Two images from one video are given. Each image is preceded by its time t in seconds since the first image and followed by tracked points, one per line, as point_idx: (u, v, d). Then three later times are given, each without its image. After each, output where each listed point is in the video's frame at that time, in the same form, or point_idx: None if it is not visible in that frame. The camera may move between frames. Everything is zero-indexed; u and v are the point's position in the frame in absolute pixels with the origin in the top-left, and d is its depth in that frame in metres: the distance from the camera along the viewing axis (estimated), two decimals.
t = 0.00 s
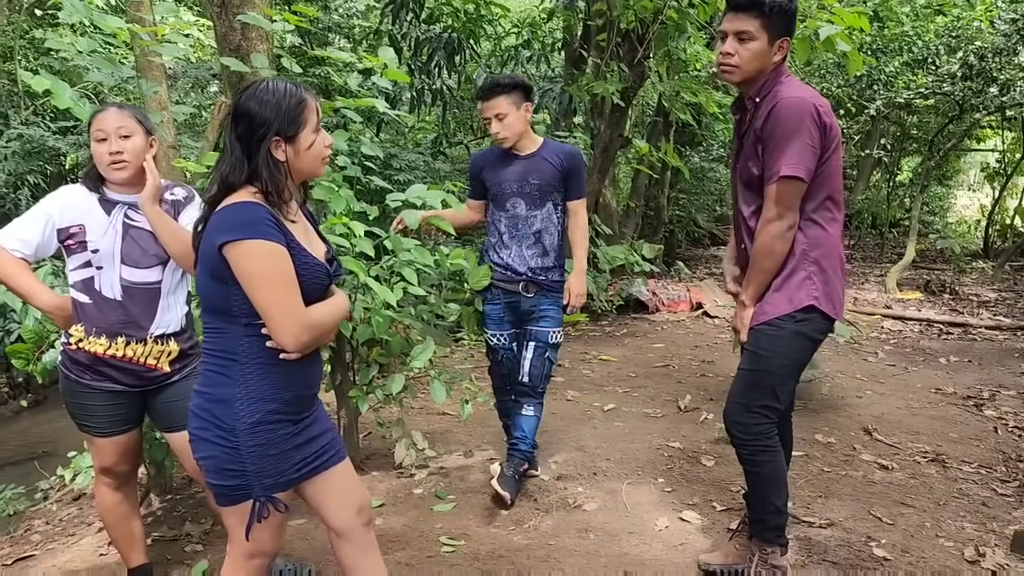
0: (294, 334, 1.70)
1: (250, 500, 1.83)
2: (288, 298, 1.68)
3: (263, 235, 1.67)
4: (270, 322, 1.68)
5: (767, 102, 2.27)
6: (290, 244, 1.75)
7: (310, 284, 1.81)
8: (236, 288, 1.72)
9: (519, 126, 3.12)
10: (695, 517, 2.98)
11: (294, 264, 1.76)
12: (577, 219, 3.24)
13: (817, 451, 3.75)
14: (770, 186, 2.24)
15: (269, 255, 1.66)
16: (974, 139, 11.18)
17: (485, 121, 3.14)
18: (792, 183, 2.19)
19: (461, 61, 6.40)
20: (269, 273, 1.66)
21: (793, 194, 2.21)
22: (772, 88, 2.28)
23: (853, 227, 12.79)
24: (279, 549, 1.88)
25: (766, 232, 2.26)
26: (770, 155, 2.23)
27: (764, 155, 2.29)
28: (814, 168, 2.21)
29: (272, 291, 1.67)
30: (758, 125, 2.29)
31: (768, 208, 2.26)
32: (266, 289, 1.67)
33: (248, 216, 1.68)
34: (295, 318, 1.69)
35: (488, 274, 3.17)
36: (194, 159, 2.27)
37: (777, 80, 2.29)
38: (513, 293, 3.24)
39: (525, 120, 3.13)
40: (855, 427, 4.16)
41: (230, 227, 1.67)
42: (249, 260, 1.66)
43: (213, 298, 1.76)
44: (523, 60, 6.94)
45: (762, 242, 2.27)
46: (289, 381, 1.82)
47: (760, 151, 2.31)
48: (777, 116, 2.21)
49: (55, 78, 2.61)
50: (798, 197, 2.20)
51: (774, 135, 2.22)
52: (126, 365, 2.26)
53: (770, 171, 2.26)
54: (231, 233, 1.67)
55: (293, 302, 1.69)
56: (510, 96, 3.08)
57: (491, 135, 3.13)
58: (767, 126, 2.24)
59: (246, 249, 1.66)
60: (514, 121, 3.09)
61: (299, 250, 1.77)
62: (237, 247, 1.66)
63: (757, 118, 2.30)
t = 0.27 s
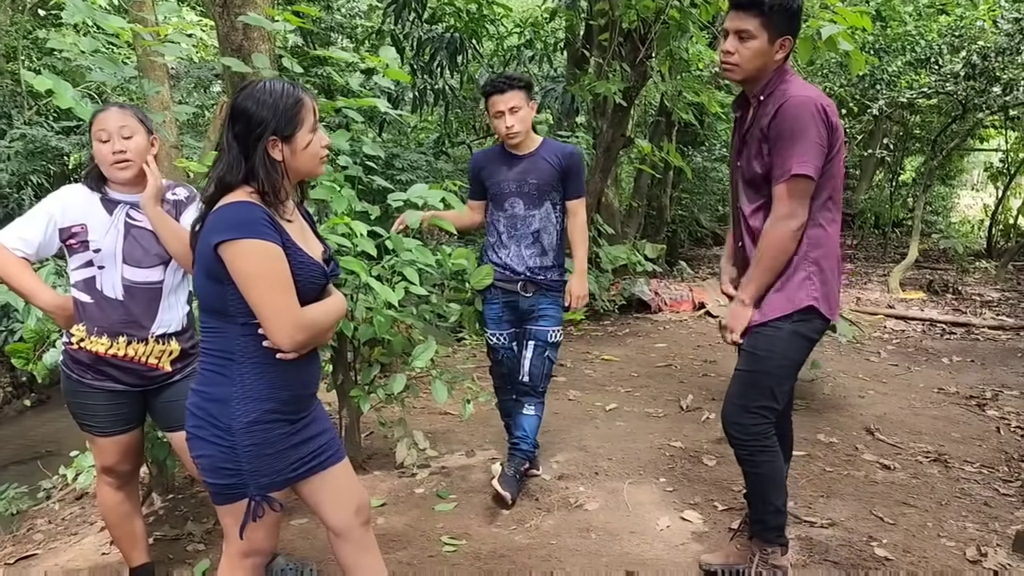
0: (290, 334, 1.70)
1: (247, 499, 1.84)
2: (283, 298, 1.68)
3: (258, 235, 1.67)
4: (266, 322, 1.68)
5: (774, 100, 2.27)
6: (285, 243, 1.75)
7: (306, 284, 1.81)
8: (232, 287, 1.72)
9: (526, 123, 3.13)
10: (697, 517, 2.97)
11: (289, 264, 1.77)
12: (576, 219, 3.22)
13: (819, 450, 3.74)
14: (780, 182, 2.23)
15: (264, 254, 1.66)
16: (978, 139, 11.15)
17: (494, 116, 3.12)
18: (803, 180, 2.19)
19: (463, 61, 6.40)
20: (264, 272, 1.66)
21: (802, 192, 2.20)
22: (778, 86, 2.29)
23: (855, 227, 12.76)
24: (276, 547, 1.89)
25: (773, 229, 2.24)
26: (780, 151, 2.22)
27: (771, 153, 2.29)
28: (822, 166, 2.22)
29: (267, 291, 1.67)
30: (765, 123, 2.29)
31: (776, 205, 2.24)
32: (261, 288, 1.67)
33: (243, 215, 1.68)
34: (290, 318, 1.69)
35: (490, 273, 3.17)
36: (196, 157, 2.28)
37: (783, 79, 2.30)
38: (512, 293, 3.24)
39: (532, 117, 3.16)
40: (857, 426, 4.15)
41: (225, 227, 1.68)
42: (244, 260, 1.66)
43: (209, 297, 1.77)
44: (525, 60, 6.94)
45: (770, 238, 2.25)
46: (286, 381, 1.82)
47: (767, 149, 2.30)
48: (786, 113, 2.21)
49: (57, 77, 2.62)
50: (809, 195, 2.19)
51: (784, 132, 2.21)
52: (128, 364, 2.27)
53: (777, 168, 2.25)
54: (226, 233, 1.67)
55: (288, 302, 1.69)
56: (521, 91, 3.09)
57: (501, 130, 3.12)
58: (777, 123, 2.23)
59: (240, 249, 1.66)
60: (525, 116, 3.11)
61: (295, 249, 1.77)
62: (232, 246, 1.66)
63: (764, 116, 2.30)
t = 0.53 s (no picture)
0: (288, 333, 1.70)
1: (248, 498, 1.84)
2: (280, 297, 1.68)
3: (255, 234, 1.67)
4: (263, 321, 1.68)
5: (785, 96, 2.25)
6: (282, 242, 1.75)
7: (305, 283, 1.81)
8: (230, 286, 1.73)
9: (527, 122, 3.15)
10: (699, 517, 2.97)
11: (288, 263, 1.77)
12: (576, 216, 3.24)
13: (822, 450, 3.74)
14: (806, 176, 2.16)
15: (261, 254, 1.66)
16: (982, 138, 11.14)
17: (498, 114, 3.12)
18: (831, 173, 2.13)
19: (466, 61, 6.41)
20: (261, 271, 1.66)
21: (830, 186, 2.14)
22: (784, 84, 2.28)
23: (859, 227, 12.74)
24: (278, 547, 1.89)
25: (808, 223, 2.14)
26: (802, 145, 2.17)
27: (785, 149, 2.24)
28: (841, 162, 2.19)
29: (264, 291, 1.67)
30: (778, 118, 2.25)
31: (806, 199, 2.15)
32: (259, 287, 1.67)
33: (242, 214, 1.69)
34: (288, 317, 1.69)
35: (492, 274, 3.16)
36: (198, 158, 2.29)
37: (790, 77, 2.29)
38: (512, 292, 3.24)
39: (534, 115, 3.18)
40: (860, 427, 4.15)
41: (223, 226, 1.68)
42: (242, 259, 1.66)
43: (208, 297, 1.77)
44: (528, 59, 6.95)
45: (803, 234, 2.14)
46: (286, 380, 1.82)
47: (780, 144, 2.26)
48: (803, 108, 2.18)
49: (61, 77, 2.63)
50: (840, 189, 2.13)
51: (804, 126, 2.17)
52: (130, 364, 2.27)
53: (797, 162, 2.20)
54: (224, 232, 1.67)
55: (286, 301, 1.69)
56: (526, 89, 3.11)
57: (506, 129, 3.12)
58: (792, 117, 2.19)
59: (238, 248, 1.66)
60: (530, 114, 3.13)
61: (293, 248, 1.78)
62: (230, 246, 1.66)
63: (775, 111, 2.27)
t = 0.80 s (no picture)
0: (290, 333, 1.70)
1: (251, 496, 1.85)
2: (282, 296, 1.68)
3: (256, 233, 1.67)
4: (265, 320, 1.68)
5: (800, 93, 2.24)
6: (283, 241, 1.75)
7: (305, 283, 1.81)
8: (232, 286, 1.73)
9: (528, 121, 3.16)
10: (702, 517, 2.97)
11: (289, 262, 1.77)
12: (571, 216, 3.21)
13: (826, 450, 3.73)
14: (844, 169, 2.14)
15: (263, 253, 1.67)
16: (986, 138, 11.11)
17: (498, 114, 3.12)
18: (866, 166, 2.13)
19: (470, 61, 6.41)
20: (263, 270, 1.66)
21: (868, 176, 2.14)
22: (792, 82, 2.28)
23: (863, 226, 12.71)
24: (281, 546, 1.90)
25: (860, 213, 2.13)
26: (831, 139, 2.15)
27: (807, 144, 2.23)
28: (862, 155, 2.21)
29: (266, 290, 1.67)
30: (796, 115, 2.24)
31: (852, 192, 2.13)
32: (260, 287, 1.67)
33: (243, 213, 1.69)
34: (290, 317, 1.69)
35: (496, 275, 3.16)
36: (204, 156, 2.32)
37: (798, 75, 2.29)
38: (511, 292, 3.24)
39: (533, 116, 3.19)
40: (864, 427, 4.14)
41: (225, 225, 1.68)
42: (243, 258, 1.66)
43: (210, 296, 1.77)
44: (532, 59, 6.95)
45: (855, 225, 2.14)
46: (288, 379, 1.82)
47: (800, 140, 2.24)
48: (827, 102, 2.17)
49: (65, 77, 2.63)
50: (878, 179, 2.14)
51: (828, 120, 2.16)
52: (134, 363, 2.28)
53: (824, 156, 2.18)
54: (226, 231, 1.68)
55: (287, 300, 1.69)
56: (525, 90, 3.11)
57: (507, 129, 3.12)
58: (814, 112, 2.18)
59: (239, 247, 1.66)
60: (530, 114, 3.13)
61: (294, 248, 1.78)
62: (231, 245, 1.67)
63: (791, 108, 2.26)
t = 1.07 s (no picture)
0: (293, 332, 1.70)
1: (255, 496, 1.85)
2: (286, 296, 1.69)
3: (260, 233, 1.67)
4: (268, 320, 1.69)
5: (812, 91, 2.24)
6: (286, 241, 1.75)
7: (308, 283, 1.82)
8: (235, 286, 1.73)
9: (528, 123, 3.16)
10: (707, 518, 2.96)
11: (292, 262, 1.77)
12: (574, 216, 3.18)
13: (831, 451, 3.72)
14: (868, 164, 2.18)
15: (266, 253, 1.67)
16: (993, 138, 11.07)
17: (493, 118, 3.14)
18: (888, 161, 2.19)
19: (474, 61, 6.41)
20: (266, 270, 1.66)
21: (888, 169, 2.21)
22: (800, 81, 2.28)
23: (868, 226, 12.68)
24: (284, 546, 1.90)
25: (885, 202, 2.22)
26: (853, 135, 2.16)
27: (823, 141, 2.23)
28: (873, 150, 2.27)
29: (269, 289, 1.67)
30: (811, 112, 2.24)
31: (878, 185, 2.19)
32: (264, 287, 1.67)
33: (246, 213, 1.69)
34: (293, 316, 1.69)
35: (502, 273, 3.16)
36: (213, 157, 2.36)
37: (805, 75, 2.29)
38: (514, 292, 3.24)
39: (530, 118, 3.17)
40: (869, 427, 4.13)
41: (228, 225, 1.69)
42: (246, 258, 1.66)
43: (214, 297, 1.78)
44: (536, 59, 6.95)
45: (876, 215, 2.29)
46: (292, 379, 1.82)
47: (815, 138, 2.24)
48: (844, 100, 2.18)
49: (70, 78, 2.64)
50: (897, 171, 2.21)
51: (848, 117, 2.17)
52: (138, 363, 2.28)
53: (844, 153, 2.20)
54: (229, 231, 1.68)
55: (291, 300, 1.70)
56: (519, 92, 3.11)
57: (502, 130, 3.12)
58: (832, 109, 2.18)
59: (242, 247, 1.66)
60: (523, 117, 3.12)
61: (297, 248, 1.78)
62: (235, 245, 1.67)
63: (803, 106, 2.26)
